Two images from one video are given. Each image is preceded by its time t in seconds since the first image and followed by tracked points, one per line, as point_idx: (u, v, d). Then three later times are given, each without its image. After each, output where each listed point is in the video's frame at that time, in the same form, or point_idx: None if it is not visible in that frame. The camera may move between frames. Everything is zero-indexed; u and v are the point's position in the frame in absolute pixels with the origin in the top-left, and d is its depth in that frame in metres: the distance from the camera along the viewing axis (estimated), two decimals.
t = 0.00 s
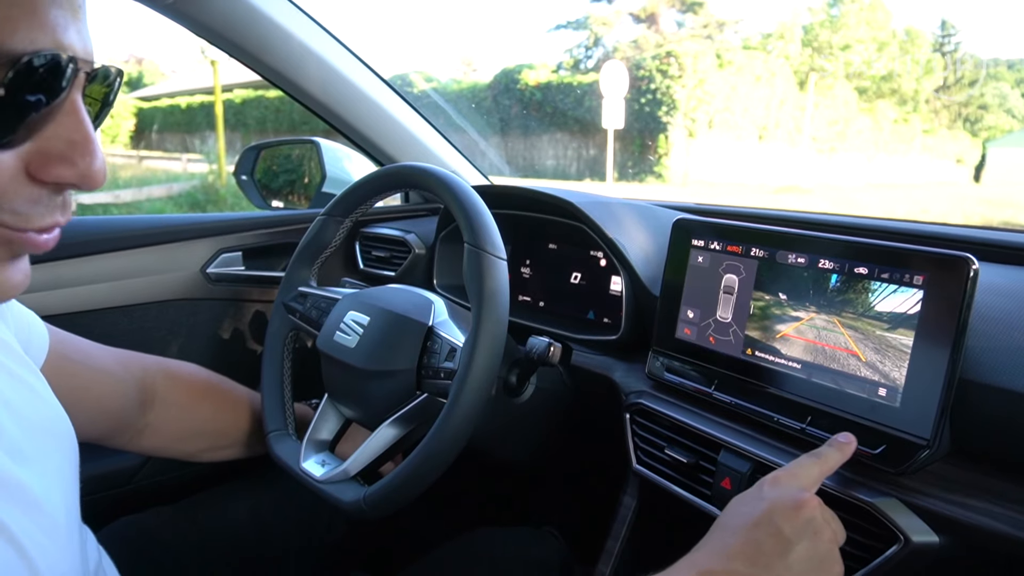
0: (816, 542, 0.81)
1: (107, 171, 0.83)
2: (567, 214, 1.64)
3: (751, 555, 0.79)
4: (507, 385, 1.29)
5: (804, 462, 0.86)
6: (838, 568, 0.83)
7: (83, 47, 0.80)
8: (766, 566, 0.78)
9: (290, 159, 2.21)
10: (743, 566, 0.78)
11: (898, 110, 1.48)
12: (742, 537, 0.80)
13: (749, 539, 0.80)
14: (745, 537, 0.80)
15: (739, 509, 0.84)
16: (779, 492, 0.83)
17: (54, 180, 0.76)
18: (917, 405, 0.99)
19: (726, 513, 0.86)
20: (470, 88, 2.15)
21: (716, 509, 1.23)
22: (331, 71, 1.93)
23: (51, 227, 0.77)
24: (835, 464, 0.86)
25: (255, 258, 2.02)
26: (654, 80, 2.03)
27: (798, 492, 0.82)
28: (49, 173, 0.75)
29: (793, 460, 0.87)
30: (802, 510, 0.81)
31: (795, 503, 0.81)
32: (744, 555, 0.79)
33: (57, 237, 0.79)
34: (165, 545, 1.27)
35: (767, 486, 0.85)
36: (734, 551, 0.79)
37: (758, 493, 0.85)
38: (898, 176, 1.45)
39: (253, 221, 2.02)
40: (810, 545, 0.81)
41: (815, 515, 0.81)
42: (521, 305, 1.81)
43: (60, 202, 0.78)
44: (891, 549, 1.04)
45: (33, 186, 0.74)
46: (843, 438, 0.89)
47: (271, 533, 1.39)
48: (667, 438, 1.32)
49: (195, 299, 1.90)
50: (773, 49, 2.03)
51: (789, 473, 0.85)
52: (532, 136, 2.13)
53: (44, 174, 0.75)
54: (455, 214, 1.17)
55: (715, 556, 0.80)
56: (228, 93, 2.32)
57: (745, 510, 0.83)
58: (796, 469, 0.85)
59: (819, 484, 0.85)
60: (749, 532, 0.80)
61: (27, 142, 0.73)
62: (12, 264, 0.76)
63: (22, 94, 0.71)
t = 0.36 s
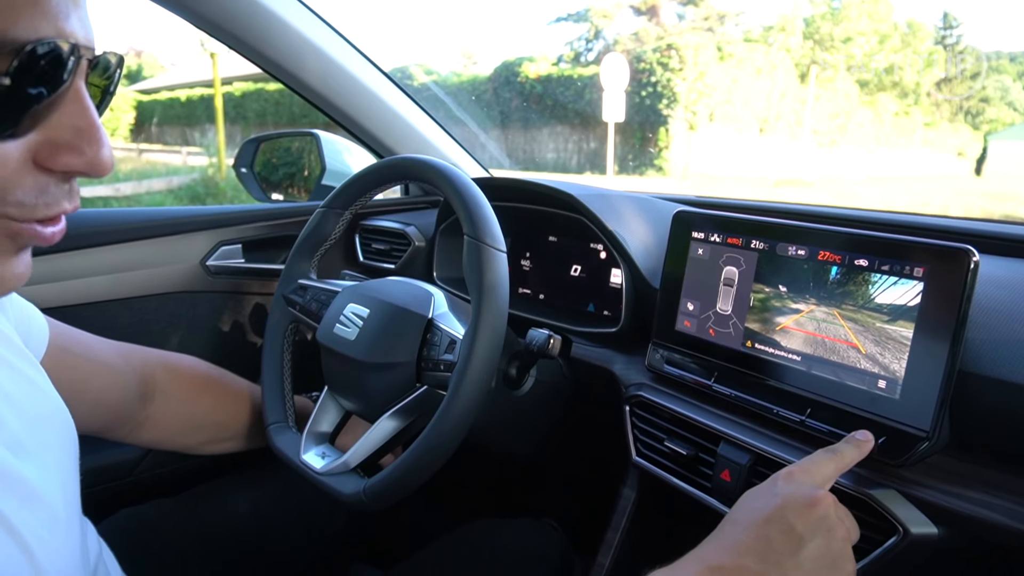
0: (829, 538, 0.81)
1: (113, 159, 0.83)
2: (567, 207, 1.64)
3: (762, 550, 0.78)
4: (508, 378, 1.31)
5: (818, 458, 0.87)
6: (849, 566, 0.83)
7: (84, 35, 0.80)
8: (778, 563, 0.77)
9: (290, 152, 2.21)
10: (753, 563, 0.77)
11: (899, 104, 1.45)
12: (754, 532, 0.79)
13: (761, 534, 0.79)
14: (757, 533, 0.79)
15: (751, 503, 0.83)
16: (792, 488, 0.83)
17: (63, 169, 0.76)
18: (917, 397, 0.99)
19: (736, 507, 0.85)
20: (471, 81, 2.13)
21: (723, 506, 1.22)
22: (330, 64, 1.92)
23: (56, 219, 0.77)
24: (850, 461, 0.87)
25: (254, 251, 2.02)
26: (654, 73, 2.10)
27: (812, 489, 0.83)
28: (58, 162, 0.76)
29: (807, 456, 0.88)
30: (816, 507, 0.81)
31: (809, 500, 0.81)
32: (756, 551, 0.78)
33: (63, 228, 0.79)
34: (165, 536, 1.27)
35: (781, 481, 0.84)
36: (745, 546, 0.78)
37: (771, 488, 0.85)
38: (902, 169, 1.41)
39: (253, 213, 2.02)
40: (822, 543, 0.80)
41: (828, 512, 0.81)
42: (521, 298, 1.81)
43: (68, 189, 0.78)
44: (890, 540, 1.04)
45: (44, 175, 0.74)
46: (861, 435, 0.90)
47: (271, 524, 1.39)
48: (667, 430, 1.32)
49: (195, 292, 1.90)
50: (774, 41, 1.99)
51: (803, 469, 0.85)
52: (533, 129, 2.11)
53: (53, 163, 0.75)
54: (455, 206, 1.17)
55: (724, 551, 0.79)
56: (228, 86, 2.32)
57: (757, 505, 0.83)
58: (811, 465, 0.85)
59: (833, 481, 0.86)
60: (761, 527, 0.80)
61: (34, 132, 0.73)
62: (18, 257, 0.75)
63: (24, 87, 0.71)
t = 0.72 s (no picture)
0: (827, 532, 0.75)
1: (98, 140, 0.84)
2: (567, 200, 1.64)
3: (759, 541, 0.72)
4: (508, 371, 1.30)
5: (817, 453, 0.82)
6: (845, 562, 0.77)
7: (66, 16, 0.81)
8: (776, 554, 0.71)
9: (289, 146, 2.21)
10: (752, 555, 0.70)
11: (900, 98, 1.47)
12: (751, 523, 0.73)
13: (758, 526, 0.73)
14: (755, 525, 0.73)
15: (747, 496, 0.77)
16: (792, 480, 0.77)
17: (46, 147, 0.77)
18: (916, 390, 0.99)
19: (732, 499, 0.79)
20: (470, 74, 2.14)
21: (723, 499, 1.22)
22: (330, 57, 1.92)
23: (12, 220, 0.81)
24: (851, 455, 0.82)
25: (255, 245, 2.02)
26: (654, 67, 2.03)
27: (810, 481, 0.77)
28: (40, 140, 0.76)
29: (807, 449, 0.83)
30: (815, 501, 0.75)
31: (807, 493, 0.76)
32: (753, 542, 0.72)
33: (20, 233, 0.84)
34: (166, 529, 1.28)
35: (779, 474, 0.79)
36: (742, 536, 0.72)
37: (768, 480, 0.79)
38: (898, 163, 1.44)
39: (253, 207, 2.02)
40: (821, 534, 0.75)
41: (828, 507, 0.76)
42: (521, 292, 1.81)
43: (51, 166, 0.79)
44: (888, 532, 1.04)
45: (24, 153, 0.75)
46: (864, 430, 0.87)
47: (272, 518, 1.39)
48: (666, 424, 1.33)
49: (195, 286, 1.90)
50: (777, 35, 1.97)
51: (802, 462, 0.80)
52: (533, 124, 2.10)
53: (35, 141, 0.76)
54: (455, 200, 1.17)
55: (721, 539, 0.72)
56: (227, 79, 2.31)
57: (754, 498, 0.76)
58: (811, 458, 0.80)
59: (832, 475, 0.81)
60: (759, 517, 0.74)
61: (17, 110, 0.74)
62: None
63: (4, 66, 0.72)
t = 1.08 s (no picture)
0: (765, 472, 0.81)
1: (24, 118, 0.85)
2: (566, 196, 1.64)
3: (702, 474, 0.77)
4: (507, 367, 1.33)
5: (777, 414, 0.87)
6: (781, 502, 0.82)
7: None
8: (715, 486, 0.77)
9: (288, 141, 2.23)
10: (695, 486, 0.76)
11: (900, 94, 1.48)
12: (697, 458, 0.79)
13: (703, 461, 0.79)
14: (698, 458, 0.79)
15: (698, 436, 0.83)
16: (743, 426, 0.83)
17: None
18: (914, 385, 1.00)
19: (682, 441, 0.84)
20: (470, 70, 2.11)
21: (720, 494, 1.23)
22: (329, 53, 1.93)
23: None
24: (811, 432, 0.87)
25: (255, 240, 2.02)
26: (655, 63, 1.99)
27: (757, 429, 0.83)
28: None
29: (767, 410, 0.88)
30: (757, 443, 0.81)
31: (751, 435, 0.82)
32: (696, 474, 0.77)
33: None
34: (166, 524, 1.28)
35: (730, 419, 0.85)
36: (687, 470, 0.77)
37: (720, 424, 0.85)
38: (901, 160, 1.43)
39: (252, 203, 2.02)
40: (761, 473, 0.80)
41: (769, 454, 0.81)
42: (520, 287, 1.81)
43: None
44: (885, 527, 1.05)
45: None
46: (840, 418, 0.92)
47: (272, 512, 1.39)
48: (665, 419, 1.33)
49: (194, 282, 1.90)
50: (777, 31, 1.84)
51: (755, 414, 0.86)
52: (532, 120, 2.11)
53: None
54: (454, 195, 1.17)
55: (670, 472, 0.77)
56: (225, 75, 2.28)
57: (702, 437, 0.82)
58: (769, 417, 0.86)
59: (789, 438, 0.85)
60: (703, 454, 0.79)
61: None
62: None
63: None
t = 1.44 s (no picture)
0: (750, 457, 0.81)
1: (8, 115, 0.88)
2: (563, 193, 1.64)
3: (690, 462, 0.77)
4: (504, 364, 1.33)
5: (758, 404, 0.87)
6: (767, 486, 0.82)
7: None
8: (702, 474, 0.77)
9: (286, 138, 2.22)
10: (682, 475, 0.76)
11: (897, 90, 1.47)
12: (683, 448, 0.78)
13: (689, 450, 0.78)
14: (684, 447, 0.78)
15: (682, 425, 0.83)
16: (724, 413, 0.83)
17: None
18: (911, 382, 1.00)
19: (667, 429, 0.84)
20: (468, 67, 2.12)
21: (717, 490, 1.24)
22: (326, 51, 1.93)
23: None
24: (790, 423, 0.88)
25: (252, 238, 2.02)
26: (652, 59, 2.03)
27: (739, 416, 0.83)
28: None
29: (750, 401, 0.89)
30: (741, 429, 0.81)
31: (734, 421, 0.81)
32: (684, 462, 0.77)
33: None
34: (163, 522, 1.27)
35: (713, 407, 0.84)
36: (674, 459, 0.77)
37: (703, 412, 0.84)
38: (898, 157, 1.43)
39: (249, 200, 2.00)
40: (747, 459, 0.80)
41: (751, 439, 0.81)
42: (517, 284, 1.81)
43: None
44: (883, 524, 1.05)
45: None
46: (814, 408, 0.92)
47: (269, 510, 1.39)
48: (662, 416, 1.33)
49: (191, 279, 1.89)
50: (773, 28, 1.82)
51: (736, 401, 0.85)
52: (529, 117, 2.11)
53: None
54: (451, 192, 1.16)
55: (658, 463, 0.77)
56: (223, 74, 2.27)
57: (687, 425, 0.82)
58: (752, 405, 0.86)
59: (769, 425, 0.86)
60: (688, 442, 0.79)
61: None
62: None
63: None
